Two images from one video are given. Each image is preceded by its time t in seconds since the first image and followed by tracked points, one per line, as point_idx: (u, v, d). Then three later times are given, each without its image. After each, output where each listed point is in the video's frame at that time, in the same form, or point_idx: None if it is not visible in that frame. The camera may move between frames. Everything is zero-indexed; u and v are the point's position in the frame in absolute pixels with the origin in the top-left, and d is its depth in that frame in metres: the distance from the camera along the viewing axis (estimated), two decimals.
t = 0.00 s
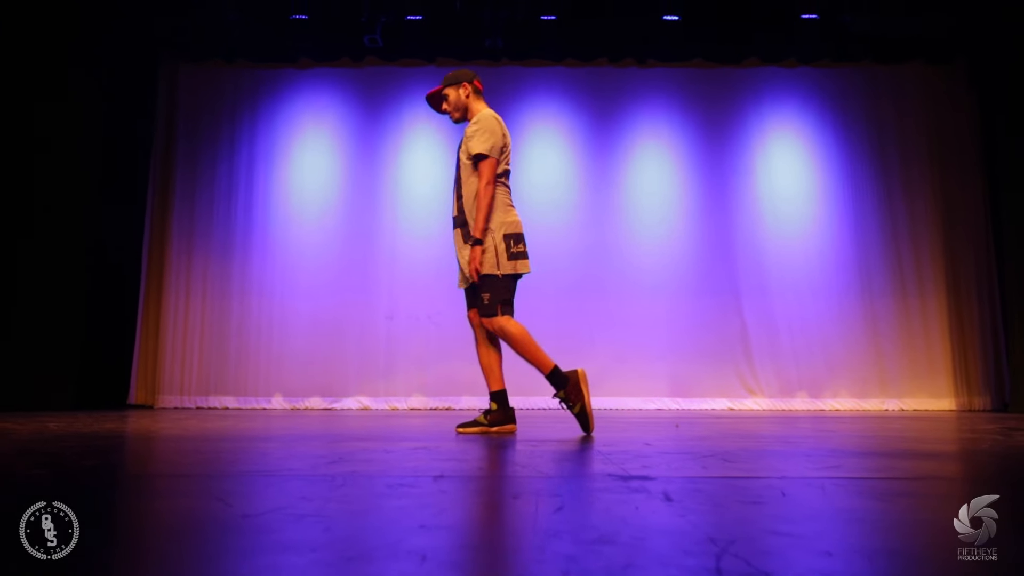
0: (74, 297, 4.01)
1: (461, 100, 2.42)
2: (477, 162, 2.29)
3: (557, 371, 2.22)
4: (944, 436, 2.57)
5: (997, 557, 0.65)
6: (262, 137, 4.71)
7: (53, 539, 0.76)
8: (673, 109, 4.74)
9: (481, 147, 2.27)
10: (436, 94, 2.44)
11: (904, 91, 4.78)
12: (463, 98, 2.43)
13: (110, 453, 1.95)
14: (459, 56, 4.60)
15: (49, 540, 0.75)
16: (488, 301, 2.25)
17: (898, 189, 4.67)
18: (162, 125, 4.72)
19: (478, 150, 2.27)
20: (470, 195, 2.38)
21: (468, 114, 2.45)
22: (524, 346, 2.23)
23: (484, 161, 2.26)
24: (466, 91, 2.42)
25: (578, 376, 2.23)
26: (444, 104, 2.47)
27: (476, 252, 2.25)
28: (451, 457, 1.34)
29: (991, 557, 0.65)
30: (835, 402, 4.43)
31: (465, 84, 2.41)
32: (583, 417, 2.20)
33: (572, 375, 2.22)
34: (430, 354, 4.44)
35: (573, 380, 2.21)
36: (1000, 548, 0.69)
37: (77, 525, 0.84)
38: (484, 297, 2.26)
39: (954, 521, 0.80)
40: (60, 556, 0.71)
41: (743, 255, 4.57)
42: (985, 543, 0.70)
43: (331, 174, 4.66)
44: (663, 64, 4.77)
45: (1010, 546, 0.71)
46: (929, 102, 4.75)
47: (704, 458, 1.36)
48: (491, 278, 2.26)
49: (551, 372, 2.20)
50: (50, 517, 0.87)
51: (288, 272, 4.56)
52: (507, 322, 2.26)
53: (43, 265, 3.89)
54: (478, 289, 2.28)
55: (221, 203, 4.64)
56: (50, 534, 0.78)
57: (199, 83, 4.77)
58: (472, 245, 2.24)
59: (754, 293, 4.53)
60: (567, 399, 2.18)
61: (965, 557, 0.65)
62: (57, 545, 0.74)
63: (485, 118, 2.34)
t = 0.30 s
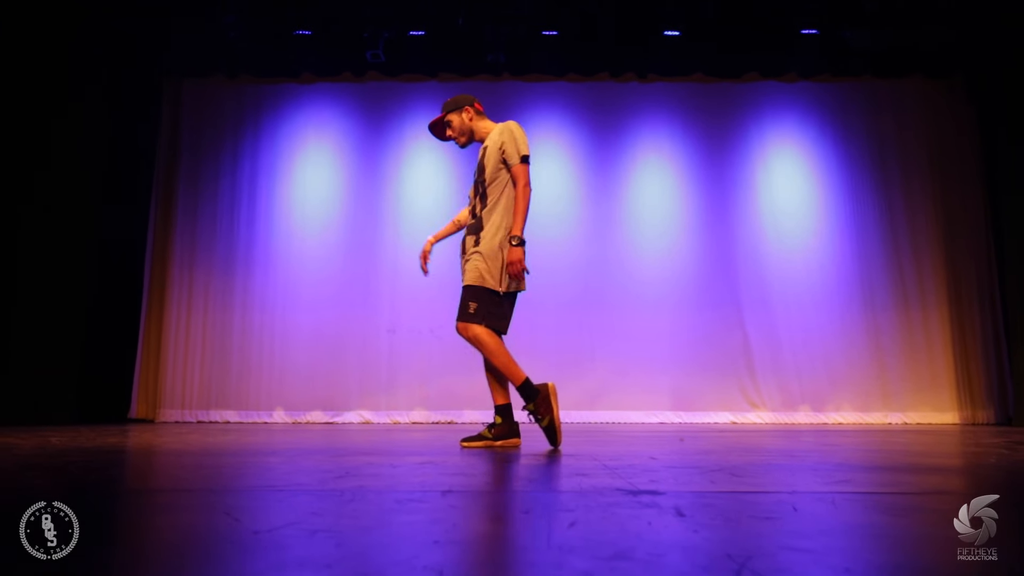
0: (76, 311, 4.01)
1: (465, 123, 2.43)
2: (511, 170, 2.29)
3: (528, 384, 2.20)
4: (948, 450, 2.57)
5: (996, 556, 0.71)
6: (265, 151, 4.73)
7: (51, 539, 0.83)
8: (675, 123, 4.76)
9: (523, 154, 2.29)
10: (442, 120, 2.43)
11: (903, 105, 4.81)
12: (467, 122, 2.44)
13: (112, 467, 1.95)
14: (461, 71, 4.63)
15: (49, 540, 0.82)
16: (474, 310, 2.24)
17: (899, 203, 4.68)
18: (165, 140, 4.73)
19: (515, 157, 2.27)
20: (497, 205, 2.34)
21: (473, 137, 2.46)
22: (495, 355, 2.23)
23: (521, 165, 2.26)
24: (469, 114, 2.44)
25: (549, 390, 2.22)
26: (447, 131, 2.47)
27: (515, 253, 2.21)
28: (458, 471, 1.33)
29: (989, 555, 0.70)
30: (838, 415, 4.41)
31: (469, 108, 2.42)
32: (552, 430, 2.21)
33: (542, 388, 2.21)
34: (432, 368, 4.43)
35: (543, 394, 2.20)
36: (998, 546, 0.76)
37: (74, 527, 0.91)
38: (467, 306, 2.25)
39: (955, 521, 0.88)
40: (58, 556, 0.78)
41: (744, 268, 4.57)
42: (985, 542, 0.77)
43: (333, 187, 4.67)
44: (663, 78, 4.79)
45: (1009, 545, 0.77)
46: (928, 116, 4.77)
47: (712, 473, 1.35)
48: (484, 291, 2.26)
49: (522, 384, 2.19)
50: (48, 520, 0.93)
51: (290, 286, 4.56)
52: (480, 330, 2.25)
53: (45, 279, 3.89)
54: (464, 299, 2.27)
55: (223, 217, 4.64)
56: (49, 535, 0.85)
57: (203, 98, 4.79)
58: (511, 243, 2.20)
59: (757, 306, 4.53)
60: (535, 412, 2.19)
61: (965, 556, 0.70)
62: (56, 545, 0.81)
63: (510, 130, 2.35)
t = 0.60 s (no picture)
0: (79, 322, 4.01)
1: (465, 138, 2.44)
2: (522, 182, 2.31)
3: (509, 391, 2.18)
4: (952, 461, 2.56)
5: (996, 556, 0.76)
6: (268, 163, 4.74)
7: (50, 539, 0.90)
8: (676, 135, 4.77)
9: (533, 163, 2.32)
10: (443, 132, 2.44)
11: (903, 116, 4.82)
12: (468, 137, 2.44)
13: (115, 479, 1.95)
14: (463, 83, 4.65)
15: (48, 541, 0.88)
16: (468, 311, 2.24)
17: (900, 213, 4.69)
18: (168, 152, 4.74)
19: (526, 168, 2.30)
20: (509, 216, 2.34)
21: (473, 152, 2.47)
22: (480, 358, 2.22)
23: (533, 176, 2.29)
24: (470, 130, 2.44)
25: (528, 401, 2.19)
26: (447, 143, 2.47)
27: (532, 250, 2.22)
28: (465, 483, 1.33)
29: (988, 556, 0.75)
30: (842, 427, 4.39)
31: (470, 123, 2.43)
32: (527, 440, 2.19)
33: (523, 398, 2.20)
34: (434, 379, 4.42)
35: (523, 403, 2.19)
36: (999, 545, 0.82)
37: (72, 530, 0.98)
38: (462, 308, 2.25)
39: (958, 519, 0.97)
40: (58, 555, 0.84)
41: (746, 278, 4.57)
42: (985, 542, 0.83)
43: (336, 199, 4.68)
44: (665, 90, 4.81)
45: (1010, 545, 0.83)
46: (928, 127, 4.79)
47: (720, 485, 1.35)
48: (484, 298, 2.26)
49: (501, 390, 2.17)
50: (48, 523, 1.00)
51: (292, 297, 4.56)
52: (469, 331, 2.24)
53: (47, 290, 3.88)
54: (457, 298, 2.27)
55: (225, 229, 4.65)
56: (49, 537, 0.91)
57: (206, 110, 4.81)
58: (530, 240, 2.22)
59: (759, 317, 4.52)
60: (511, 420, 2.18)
61: (964, 556, 0.75)
62: (55, 544, 0.88)
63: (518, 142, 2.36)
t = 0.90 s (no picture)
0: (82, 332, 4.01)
1: (467, 148, 2.44)
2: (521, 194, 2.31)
3: (501, 398, 2.19)
4: (955, 470, 2.56)
5: (996, 556, 0.80)
6: (270, 172, 4.75)
7: (50, 539, 0.96)
8: (677, 144, 4.79)
9: (526, 177, 2.30)
10: (444, 141, 2.45)
11: (903, 125, 4.83)
12: (469, 146, 2.45)
13: (117, 488, 1.95)
14: (465, 92, 4.66)
15: (48, 541, 0.95)
16: (467, 315, 2.25)
17: (901, 222, 4.70)
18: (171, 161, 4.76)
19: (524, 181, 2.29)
20: (513, 229, 2.35)
21: (473, 161, 2.47)
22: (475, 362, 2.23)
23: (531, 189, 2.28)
24: (473, 140, 2.45)
25: (520, 410, 2.21)
26: (449, 151, 2.48)
27: (533, 266, 2.21)
28: (470, 493, 1.32)
29: (989, 556, 0.79)
30: (844, 436, 4.38)
31: (473, 134, 2.44)
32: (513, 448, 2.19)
33: (514, 407, 2.21)
34: (435, 387, 4.42)
35: (514, 412, 2.19)
36: (999, 546, 0.87)
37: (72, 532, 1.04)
38: (463, 311, 2.26)
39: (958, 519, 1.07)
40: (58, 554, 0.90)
41: (748, 287, 4.57)
42: (984, 543, 0.89)
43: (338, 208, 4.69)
44: (666, 99, 4.83)
45: (1009, 544, 0.89)
46: (929, 136, 4.80)
47: (727, 494, 1.34)
48: (485, 303, 2.26)
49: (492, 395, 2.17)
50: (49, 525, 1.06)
51: (293, 306, 4.56)
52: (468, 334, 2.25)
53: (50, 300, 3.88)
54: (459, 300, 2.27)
55: (227, 238, 4.65)
56: (49, 538, 0.97)
57: (208, 119, 4.82)
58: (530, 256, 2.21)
59: (761, 325, 4.52)
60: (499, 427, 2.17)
61: (965, 556, 0.79)
62: (55, 545, 0.94)
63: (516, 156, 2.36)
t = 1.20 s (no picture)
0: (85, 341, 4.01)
1: (470, 155, 2.45)
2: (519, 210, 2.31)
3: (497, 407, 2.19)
4: (959, 480, 2.56)
5: (996, 557, 0.86)
6: (272, 181, 4.76)
7: (50, 539, 1.03)
8: (679, 154, 4.79)
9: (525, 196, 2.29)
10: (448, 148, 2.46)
11: (904, 134, 4.84)
12: (474, 153, 2.45)
13: (119, 499, 1.95)
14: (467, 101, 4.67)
15: (48, 541, 1.02)
16: (472, 321, 2.25)
17: (902, 231, 4.70)
18: (173, 171, 4.77)
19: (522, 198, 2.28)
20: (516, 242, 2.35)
21: (474, 169, 2.47)
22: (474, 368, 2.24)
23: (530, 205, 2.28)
24: (478, 147, 2.46)
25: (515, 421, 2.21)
26: (453, 157, 2.49)
27: (529, 289, 2.21)
28: (476, 503, 1.32)
29: (990, 558, 0.85)
30: (847, 445, 4.35)
31: (479, 141, 2.45)
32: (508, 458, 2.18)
33: (510, 417, 2.21)
34: (437, 397, 4.41)
35: (510, 422, 2.20)
36: (1001, 546, 0.95)
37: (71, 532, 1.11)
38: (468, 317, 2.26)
39: (958, 518, 1.17)
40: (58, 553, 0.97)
41: (750, 296, 4.57)
42: (987, 544, 0.96)
43: (340, 218, 4.69)
44: (667, 110, 4.85)
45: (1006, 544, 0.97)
46: (929, 145, 4.80)
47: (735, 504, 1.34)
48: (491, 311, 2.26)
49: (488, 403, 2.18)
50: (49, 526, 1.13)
51: (295, 316, 4.56)
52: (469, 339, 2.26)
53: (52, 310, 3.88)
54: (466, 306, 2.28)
55: (229, 248, 4.66)
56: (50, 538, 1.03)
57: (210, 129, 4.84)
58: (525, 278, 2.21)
59: (763, 335, 4.52)
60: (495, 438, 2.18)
61: (965, 557, 0.85)
62: (55, 544, 1.01)
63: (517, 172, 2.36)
